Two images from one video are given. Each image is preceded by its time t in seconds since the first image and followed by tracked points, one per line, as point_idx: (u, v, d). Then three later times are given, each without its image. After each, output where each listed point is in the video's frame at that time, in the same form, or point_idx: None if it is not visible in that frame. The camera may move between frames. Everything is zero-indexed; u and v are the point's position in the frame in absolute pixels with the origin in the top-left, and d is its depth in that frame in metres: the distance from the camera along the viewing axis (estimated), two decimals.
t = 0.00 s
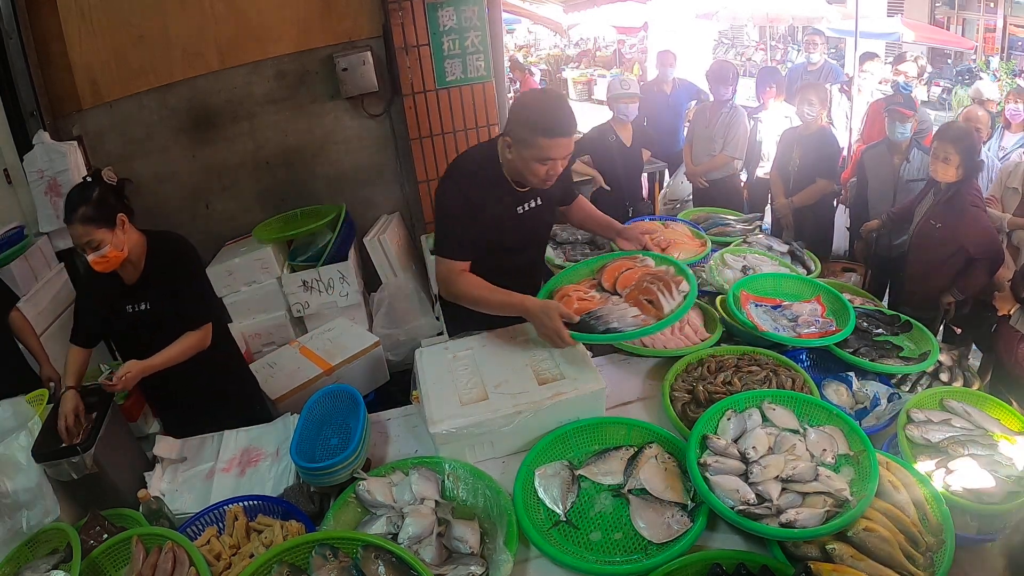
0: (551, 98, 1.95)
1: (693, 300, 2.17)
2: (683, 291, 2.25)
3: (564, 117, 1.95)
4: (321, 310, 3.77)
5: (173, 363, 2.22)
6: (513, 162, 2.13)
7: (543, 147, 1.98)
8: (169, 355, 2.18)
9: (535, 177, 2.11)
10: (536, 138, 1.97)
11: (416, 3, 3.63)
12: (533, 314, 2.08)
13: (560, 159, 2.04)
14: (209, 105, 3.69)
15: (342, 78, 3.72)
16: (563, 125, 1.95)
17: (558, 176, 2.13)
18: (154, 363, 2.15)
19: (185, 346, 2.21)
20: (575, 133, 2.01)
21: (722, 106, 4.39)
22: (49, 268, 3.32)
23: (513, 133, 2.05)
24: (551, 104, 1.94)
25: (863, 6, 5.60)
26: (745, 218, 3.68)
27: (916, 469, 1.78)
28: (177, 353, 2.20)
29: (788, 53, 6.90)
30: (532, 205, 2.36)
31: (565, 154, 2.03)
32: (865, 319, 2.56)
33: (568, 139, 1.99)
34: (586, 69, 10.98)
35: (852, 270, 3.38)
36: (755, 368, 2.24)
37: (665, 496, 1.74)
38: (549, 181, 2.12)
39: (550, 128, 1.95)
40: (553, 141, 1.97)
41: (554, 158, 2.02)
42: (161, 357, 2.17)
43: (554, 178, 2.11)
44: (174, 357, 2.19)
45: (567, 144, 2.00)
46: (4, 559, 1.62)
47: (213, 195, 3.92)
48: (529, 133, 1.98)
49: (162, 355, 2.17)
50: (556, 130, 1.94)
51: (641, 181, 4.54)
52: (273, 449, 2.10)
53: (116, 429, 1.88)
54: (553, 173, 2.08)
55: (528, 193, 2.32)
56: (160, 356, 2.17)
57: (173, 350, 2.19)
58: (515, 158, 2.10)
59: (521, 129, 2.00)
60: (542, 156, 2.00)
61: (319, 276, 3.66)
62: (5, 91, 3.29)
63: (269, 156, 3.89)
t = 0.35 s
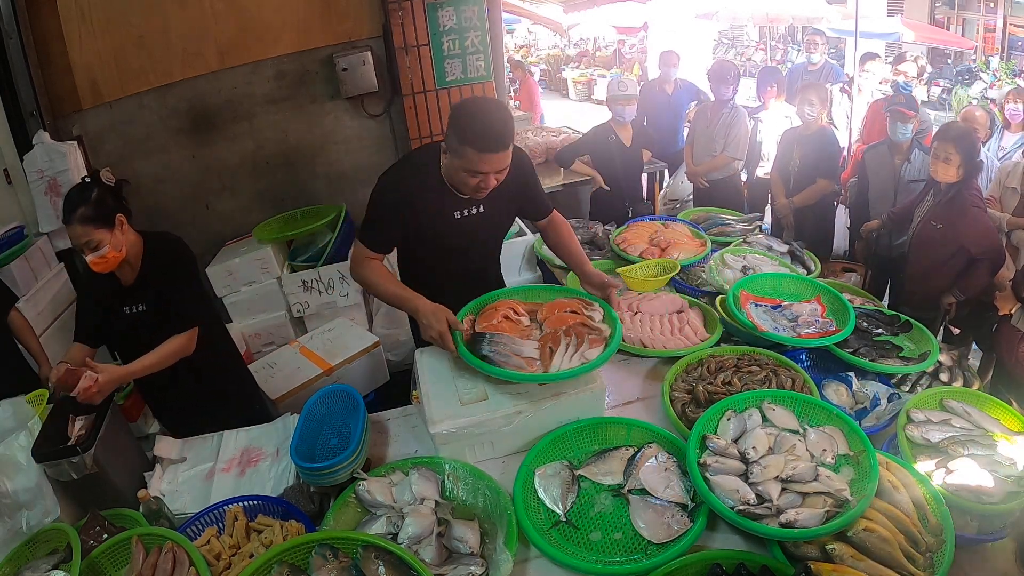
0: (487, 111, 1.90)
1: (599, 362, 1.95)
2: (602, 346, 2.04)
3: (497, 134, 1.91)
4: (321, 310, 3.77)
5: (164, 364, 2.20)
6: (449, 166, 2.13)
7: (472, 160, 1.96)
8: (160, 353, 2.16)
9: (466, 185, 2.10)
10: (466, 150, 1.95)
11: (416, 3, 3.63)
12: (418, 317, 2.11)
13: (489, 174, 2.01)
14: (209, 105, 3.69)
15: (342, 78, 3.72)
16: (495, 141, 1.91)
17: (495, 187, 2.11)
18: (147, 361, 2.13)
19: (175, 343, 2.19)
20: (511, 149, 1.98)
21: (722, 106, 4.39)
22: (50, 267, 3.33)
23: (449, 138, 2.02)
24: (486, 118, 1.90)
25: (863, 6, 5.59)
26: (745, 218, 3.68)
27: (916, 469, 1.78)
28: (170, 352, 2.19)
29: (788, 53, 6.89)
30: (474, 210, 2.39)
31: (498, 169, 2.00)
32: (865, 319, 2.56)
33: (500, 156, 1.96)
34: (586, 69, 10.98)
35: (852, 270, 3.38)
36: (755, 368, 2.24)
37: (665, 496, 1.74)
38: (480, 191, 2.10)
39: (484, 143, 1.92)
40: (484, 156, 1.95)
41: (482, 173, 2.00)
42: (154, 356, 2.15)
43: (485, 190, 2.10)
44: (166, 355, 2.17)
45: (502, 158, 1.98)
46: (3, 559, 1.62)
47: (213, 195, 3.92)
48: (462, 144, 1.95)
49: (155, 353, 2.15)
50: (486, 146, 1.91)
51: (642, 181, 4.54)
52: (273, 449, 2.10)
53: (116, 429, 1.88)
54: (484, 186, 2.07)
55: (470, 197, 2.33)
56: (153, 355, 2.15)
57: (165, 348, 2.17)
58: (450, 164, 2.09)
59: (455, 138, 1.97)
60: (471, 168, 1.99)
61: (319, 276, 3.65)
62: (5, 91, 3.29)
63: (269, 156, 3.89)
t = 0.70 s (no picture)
0: (466, 118, 1.91)
1: (570, 389, 1.92)
2: (580, 373, 1.99)
3: (471, 137, 1.92)
4: (321, 310, 3.77)
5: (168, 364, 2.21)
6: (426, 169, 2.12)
7: (447, 165, 1.97)
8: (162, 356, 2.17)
9: (441, 188, 2.10)
10: (439, 154, 1.96)
11: (416, 4, 3.63)
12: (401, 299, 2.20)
13: (463, 178, 2.02)
14: (209, 105, 3.69)
15: (342, 78, 3.72)
16: (470, 146, 1.93)
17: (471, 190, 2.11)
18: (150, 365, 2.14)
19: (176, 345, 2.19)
20: (485, 153, 1.98)
21: (723, 106, 4.39)
22: (50, 267, 3.33)
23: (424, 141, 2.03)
24: (465, 126, 1.91)
25: (863, 6, 5.59)
26: (745, 218, 3.68)
27: (916, 469, 1.79)
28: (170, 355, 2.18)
29: (788, 53, 6.89)
30: (457, 210, 2.39)
31: (473, 173, 2.01)
32: (865, 319, 2.56)
33: (475, 159, 1.97)
34: (586, 69, 10.98)
35: (852, 270, 3.37)
36: (755, 368, 2.24)
37: (665, 496, 1.74)
38: (456, 194, 2.11)
39: (460, 146, 1.92)
40: (459, 160, 1.95)
41: (455, 177, 2.00)
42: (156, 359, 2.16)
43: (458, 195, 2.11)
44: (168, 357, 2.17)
45: (478, 161, 1.98)
46: (4, 559, 1.62)
47: (213, 195, 3.92)
48: (436, 147, 1.96)
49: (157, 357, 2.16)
50: (460, 150, 1.92)
51: (642, 181, 4.53)
52: (273, 448, 2.10)
53: (116, 428, 1.88)
54: (460, 189, 2.07)
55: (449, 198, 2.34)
56: (155, 359, 2.15)
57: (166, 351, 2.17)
58: (426, 166, 2.09)
59: (429, 141, 1.98)
60: (446, 172, 2.00)
61: (319, 276, 3.65)
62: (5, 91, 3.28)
63: (269, 156, 3.89)
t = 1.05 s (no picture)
0: (458, 120, 1.91)
1: (570, 389, 1.92)
2: (580, 373, 1.99)
3: (456, 138, 1.91)
4: (321, 310, 3.77)
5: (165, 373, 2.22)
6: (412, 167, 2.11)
7: (434, 165, 1.96)
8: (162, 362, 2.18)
9: (429, 189, 2.10)
10: (424, 153, 1.96)
11: (416, 4, 3.63)
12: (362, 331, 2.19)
13: (450, 178, 2.01)
14: (209, 105, 3.69)
15: (342, 78, 3.72)
16: (458, 148, 1.93)
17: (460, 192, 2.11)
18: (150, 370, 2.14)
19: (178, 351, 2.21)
20: (472, 154, 1.98)
21: (724, 106, 4.38)
22: (50, 267, 3.33)
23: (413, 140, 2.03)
24: (455, 128, 1.91)
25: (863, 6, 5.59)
26: (745, 218, 3.68)
27: (916, 469, 1.79)
28: (173, 361, 2.20)
29: (787, 53, 6.89)
30: (451, 211, 2.41)
31: (460, 174, 2.00)
32: (865, 319, 2.56)
33: (461, 160, 1.96)
34: (586, 69, 10.98)
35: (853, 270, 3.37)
36: (755, 368, 2.24)
37: (665, 496, 1.74)
38: (444, 196, 2.10)
39: (447, 145, 1.92)
40: (445, 160, 1.95)
41: (442, 177, 2.00)
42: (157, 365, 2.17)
43: (443, 195, 2.10)
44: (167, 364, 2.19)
45: (464, 162, 1.98)
46: (4, 559, 1.62)
47: (212, 195, 3.92)
48: (423, 147, 1.95)
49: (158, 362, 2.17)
50: (445, 150, 1.91)
51: (642, 181, 4.53)
52: (273, 448, 2.10)
53: (116, 428, 1.88)
54: (447, 191, 2.06)
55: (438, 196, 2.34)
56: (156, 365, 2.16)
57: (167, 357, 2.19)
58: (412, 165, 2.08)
59: (416, 140, 1.98)
60: (432, 172, 1.99)
61: (319, 276, 3.65)
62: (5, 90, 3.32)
63: (269, 156, 3.89)
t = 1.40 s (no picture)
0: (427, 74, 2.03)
1: (570, 389, 1.92)
2: (580, 373, 1.99)
3: (440, 87, 2.01)
4: (321, 310, 3.77)
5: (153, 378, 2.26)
6: (410, 150, 2.18)
7: (423, 120, 2.03)
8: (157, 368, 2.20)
9: (430, 159, 2.12)
10: (416, 114, 2.02)
11: (416, 4, 3.63)
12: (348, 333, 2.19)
13: (446, 133, 2.06)
14: (209, 105, 3.69)
15: (342, 78, 3.72)
16: (439, 94, 2.01)
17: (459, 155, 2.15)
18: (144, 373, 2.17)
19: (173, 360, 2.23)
20: (458, 103, 2.06)
21: (724, 106, 4.38)
22: (50, 268, 3.31)
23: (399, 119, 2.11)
24: (429, 79, 2.01)
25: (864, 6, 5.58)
26: (745, 218, 3.68)
27: (916, 469, 1.79)
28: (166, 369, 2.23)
29: (788, 53, 6.88)
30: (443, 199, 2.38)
31: (453, 124, 2.06)
32: (865, 320, 2.56)
33: (449, 107, 2.04)
34: (586, 69, 10.99)
35: (853, 270, 3.36)
36: (755, 368, 2.24)
37: (665, 496, 1.74)
38: (446, 162, 2.13)
39: (433, 96, 2.01)
40: (437, 110, 2.02)
41: (438, 132, 2.05)
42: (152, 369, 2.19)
43: (447, 161, 2.12)
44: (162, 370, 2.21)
45: (453, 110, 2.05)
46: (4, 559, 1.62)
47: (212, 195, 3.92)
48: (409, 110, 2.03)
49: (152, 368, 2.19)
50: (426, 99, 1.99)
51: (642, 181, 4.53)
52: (273, 448, 2.10)
53: (116, 429, 1.88)
54: (449, 152, 2.10)
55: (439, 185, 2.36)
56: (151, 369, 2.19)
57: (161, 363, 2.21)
58: (409, 146, 2.15)
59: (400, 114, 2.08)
60: (424, 131, 2.05)
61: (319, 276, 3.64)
62: (6, 91, 3.39)
63: (269, 156, 3.89)
